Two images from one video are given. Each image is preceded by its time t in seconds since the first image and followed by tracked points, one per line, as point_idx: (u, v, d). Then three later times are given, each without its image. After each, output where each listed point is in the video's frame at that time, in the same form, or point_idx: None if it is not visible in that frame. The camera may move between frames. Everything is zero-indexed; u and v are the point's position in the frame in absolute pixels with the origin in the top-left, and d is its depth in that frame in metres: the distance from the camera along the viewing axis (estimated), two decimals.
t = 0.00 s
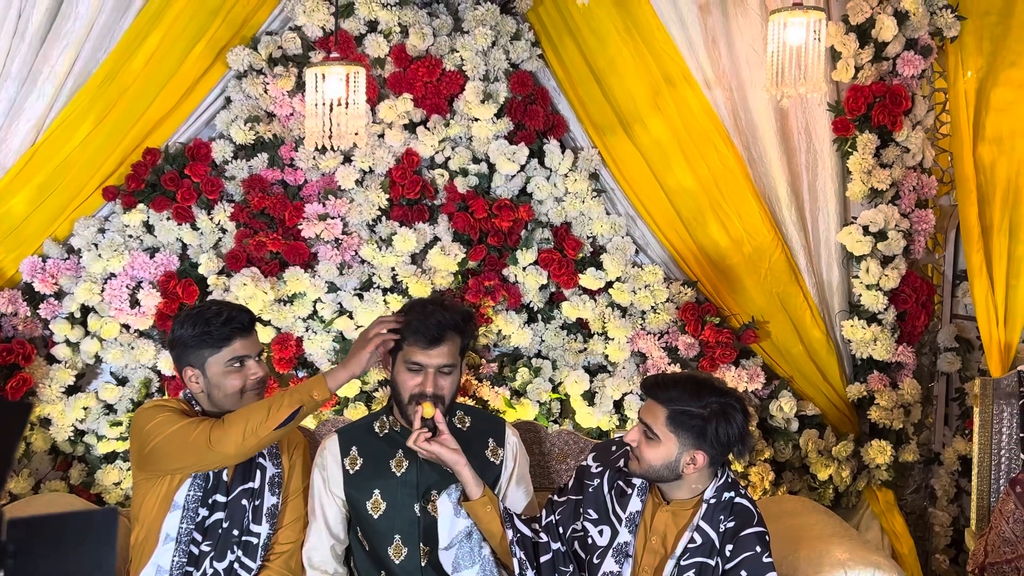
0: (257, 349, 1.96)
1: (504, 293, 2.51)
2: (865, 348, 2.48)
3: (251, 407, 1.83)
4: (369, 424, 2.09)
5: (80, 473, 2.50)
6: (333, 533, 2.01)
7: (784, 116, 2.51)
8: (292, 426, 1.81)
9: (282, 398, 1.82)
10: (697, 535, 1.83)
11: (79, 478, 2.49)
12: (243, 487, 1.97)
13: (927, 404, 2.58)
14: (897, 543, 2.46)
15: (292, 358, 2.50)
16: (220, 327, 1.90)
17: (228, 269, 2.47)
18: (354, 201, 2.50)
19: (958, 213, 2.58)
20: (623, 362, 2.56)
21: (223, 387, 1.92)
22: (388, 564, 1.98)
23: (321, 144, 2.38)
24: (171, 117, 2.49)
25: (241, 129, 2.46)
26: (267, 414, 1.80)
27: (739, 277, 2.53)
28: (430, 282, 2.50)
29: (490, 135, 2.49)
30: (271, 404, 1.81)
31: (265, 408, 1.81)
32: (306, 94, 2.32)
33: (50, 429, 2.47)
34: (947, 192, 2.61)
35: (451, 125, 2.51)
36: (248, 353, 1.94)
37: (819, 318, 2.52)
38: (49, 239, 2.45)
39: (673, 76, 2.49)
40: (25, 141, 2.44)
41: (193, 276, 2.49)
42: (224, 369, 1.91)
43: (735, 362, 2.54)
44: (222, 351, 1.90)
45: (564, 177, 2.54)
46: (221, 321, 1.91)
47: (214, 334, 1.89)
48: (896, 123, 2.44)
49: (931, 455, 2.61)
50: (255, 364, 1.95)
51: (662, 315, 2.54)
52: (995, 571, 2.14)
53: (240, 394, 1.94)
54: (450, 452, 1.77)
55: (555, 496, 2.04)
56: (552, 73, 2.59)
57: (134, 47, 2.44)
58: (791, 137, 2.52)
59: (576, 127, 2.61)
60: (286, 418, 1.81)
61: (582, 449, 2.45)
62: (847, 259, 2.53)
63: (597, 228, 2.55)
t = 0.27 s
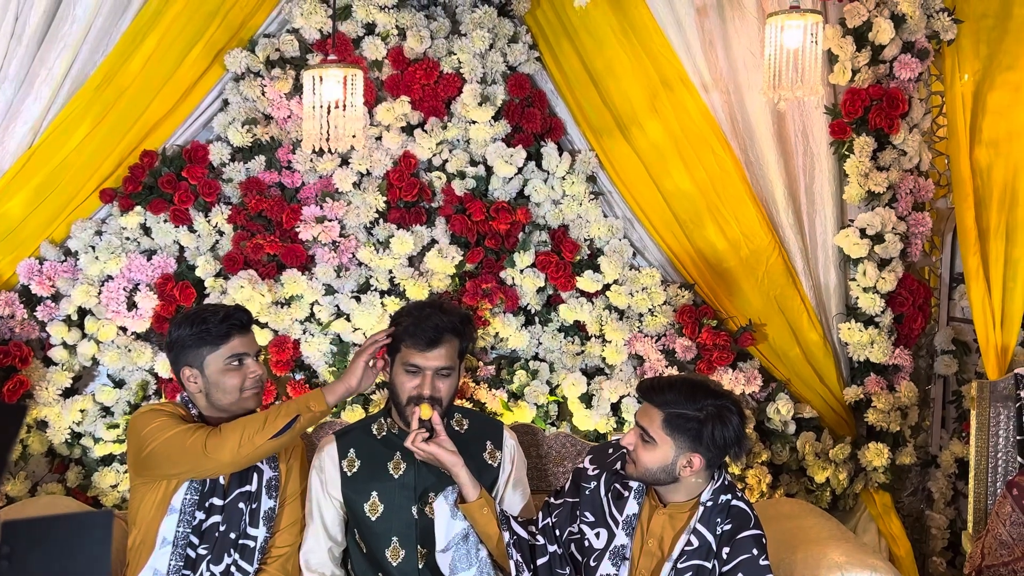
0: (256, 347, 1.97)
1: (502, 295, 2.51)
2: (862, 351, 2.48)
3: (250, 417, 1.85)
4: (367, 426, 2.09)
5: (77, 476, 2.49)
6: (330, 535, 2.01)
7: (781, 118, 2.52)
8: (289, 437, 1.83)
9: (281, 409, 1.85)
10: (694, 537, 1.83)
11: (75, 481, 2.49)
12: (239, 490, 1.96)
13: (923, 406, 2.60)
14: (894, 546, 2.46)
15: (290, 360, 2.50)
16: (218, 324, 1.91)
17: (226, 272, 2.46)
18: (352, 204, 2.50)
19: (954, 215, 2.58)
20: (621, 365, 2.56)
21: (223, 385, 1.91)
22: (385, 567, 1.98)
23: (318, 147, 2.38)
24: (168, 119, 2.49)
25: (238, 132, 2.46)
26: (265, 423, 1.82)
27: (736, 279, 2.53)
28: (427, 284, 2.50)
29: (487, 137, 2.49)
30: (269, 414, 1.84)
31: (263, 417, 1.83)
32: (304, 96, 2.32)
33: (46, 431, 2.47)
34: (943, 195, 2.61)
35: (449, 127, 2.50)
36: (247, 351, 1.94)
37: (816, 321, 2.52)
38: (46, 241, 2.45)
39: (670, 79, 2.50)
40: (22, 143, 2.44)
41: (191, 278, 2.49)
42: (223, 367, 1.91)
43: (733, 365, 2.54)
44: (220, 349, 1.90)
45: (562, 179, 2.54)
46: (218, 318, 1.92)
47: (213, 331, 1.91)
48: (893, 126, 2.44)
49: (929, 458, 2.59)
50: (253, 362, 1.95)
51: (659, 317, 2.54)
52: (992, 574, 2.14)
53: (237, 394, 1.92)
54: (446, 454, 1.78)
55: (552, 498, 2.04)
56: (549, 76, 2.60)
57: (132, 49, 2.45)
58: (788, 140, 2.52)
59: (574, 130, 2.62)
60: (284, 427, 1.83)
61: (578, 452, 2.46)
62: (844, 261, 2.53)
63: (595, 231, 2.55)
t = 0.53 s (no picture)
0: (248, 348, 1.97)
1: (501, 297, 2.51)
2: (861, 354, 2.48)
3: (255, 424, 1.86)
4: (371, 428, 2.09)
5: (76, 478, 2.49)
6: (331, 537, 2.01)
7: (780, 121, 2.52)
8: (289, 445, 1.82)
9: (283, 418, 1.84)
10: (693, 540, 1.83)
11: (74, 483, 2.49)
12: (235, 491, 1.95)
13: (923, 408, 2.58)
14: (893, 548, 2.46)
15: (289, 362, 2.50)
16: (211, 325, 1.91)
17: (225, 274, 2.47)
18: (351, 206, 2.50)
19: (953, 218, 2.59)
20: (620, 367, 2.56)
21: (215, 385, 1.91)
22: (386, 569, 1.98)
23: (317, 149, 2.38)
24: (168, 121, 2.49)
25: (238, 134, 2.46)
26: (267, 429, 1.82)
27: (735, 282, 2.53)
28: (427, 286, 2.51)
29: (486, 140, 2.49)
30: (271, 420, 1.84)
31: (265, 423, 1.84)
32: (303, 98, 2.32)
33: (46, 433, 2.47)
34: (943, 198, 2.61)
35: (448, 130, 2.51)
36: (239, 352, 1.94)
37: (815, 323, 2.52)
38: (45, 243, 2.45)
39: (669, 81, 2.50)
40: (21, 145, 2.44)
41: (190, 280, 2.49)
42: (216, 367, 1.91)
43: (732, 367, 2.54)
44: (212, 350, 1.90)
45: (561, 181, 2.54)
46: (211, 319, 1.92)
47: (205, 330, 1.91)
48: (892, 129, 2.44)
49: (928, 460, 2.61)
50: (246, 362, 1.95)
51: (658, 320, 2.54)
52: None
53: (230, 393, 1.92)
54: (445, 455, 1.77)
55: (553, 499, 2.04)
56: (549, 78, 2.59)
57: (131, 51, 2.45)
58: (788, 142, 2.52)
59: (573, 132, 2.62)
60: (286, 433, 1.82)
61: (578, 454, 2.46)
62: (843, 263, 2.53)
63: (594, 233, 2.55)
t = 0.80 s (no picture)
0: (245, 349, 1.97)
1: (501, 299, 2.51)
2: (862, 355, 2.48)
3: (236, 448, 1.80)
4: (373, 429, 2.09)
5: (76, 479, 2.49)
6: (334, 537, 2.01)
7: (781, 122, 2.52)
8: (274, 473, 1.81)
9: (270, 440, 1.81)
10: (694, 541, 1.83)
11: (74, 484, 2.48)
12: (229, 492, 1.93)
13: (923, 410, 2.59)
14: (893, 550, 2.46)
15: (289, 364, 2.49)
16: (208, 325, 1.92)
17: (225, 275, 2.46)
18: (351, 207, 2.50)
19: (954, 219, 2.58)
20: (620, 368, 2.56)
21: (211, 385, 1.90)
22: (388, 569, 1.98)
23: (318, 150, 2.38)
24: (168, 122, 2.49)
25: (238, 135, 2.46)
26: (255, 453, 1.79)
27: (735, 283, 2.53)
28: (427, 288, 2.51)
29: (487, 141, 2.49)
30: (258, 440, 1.81)
31: (252, 445, 1.80)
32: (303, 99, 2.32)
33: (46, 434, 2.47)
34: (943, 199, 2.61)
35: (448, 131, 2.51)
36: (236, 352, 1.94)
37: (816, 325, 2.52)
38: (45, 244, 2.45)
39: (669, 82, 2.50)
40: (22, 147, 2.44)
41: (190, 282, 2.49)
42: (213, 367, 1.90)
43: (732, 368, 2.54)
44: (209, 350, 1.90)
45: (562, 183, 2.54)
46: (208, 319, 1.92)
47: (202, 330, 1.91)
48: (893, 130, 2.43)
49: (928, 462, 2.61)
50: (242, 362, 1.94)
51: (659, 321, 2.54)
52: None
53: (226, 394, 1.91)
54: (446, 460, 1.77)
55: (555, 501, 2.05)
56: (549, 79, 2.59)
57: (132, 53, 2.45)
58: (788, 144, 2.52)
59: (573, 133, 2.62)
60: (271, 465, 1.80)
61: (578, 455, 2.46)
62: (843, 265, 2.53)
63: (594, 234, 2.55)
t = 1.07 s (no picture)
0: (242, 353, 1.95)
1: (502, 299, 2.51)
2: (863, 355, 2.48)
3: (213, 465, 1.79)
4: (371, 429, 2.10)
5: (77, 479, 2.49)
6: (333, 537, 2.01)
7: (782, 123, 2.52)
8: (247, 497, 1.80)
9: (247, 463, 1.80)
10: (696, 542, 1.83)
11: (75, 484, 2.48)
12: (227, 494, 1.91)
13: (925, 410, 2.60)
14: (894, 550, 2.46)
15: (290, 364, 2.50)
16: (206, 328, 1.90)
17: (226, 275, 2.46)
18: (352, 208, 2.50)
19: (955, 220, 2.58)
20: (621, 369, 2.56)
21: (206, 388, 1.89)
22: (388, 569, 1.98)
23: (319, 151, 2.38)
24: (169, 123, 2.49)
25: (239, 135, 2.46)
26: (228, 476, 1.78)
27: (736, 283, 2.53)
28: (428, 288, 2.51)
29: (488, 141, 2.50)
30: (233, 462, 1.80)
31: (227, 467, 1.79)
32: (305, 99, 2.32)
33: (47, 434, 2.47)
34: (944, 200, 2.61)
35: (449, 132, 2.51)
36: (232, 355, 1.92)
37: (817, 326, 2.52)
38: (46, 244, 2.45)
39: (670, 83, 2.50)
40: (23, 147, 2.45)
41: (191, 282, 2.49)
42: (208, 369, 1.89)
43: (733, 369, 2.54)
44: (204, 351, 1.89)
45: (563, 183, 2.53)
46: (205, 321, 1.91)
47: (199, 332, 1.90)
48: (894, 131, 2.43)
49: (928, 462, 2.60)
50: (238, 366, 1.92)
51: (660, 322, 2.55)
52: None
53: (221, 396, 1.90)
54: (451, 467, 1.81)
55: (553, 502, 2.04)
56: (550, 79, 2.59)
57: (133, 53, 2.45)
58: (790, 145, 2.52)
59: (574, 133, 2.61)
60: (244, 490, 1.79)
61: (579, 455, 2.46)
62: (845, 265, 2.53)
63: (595, 234, 2.55)
